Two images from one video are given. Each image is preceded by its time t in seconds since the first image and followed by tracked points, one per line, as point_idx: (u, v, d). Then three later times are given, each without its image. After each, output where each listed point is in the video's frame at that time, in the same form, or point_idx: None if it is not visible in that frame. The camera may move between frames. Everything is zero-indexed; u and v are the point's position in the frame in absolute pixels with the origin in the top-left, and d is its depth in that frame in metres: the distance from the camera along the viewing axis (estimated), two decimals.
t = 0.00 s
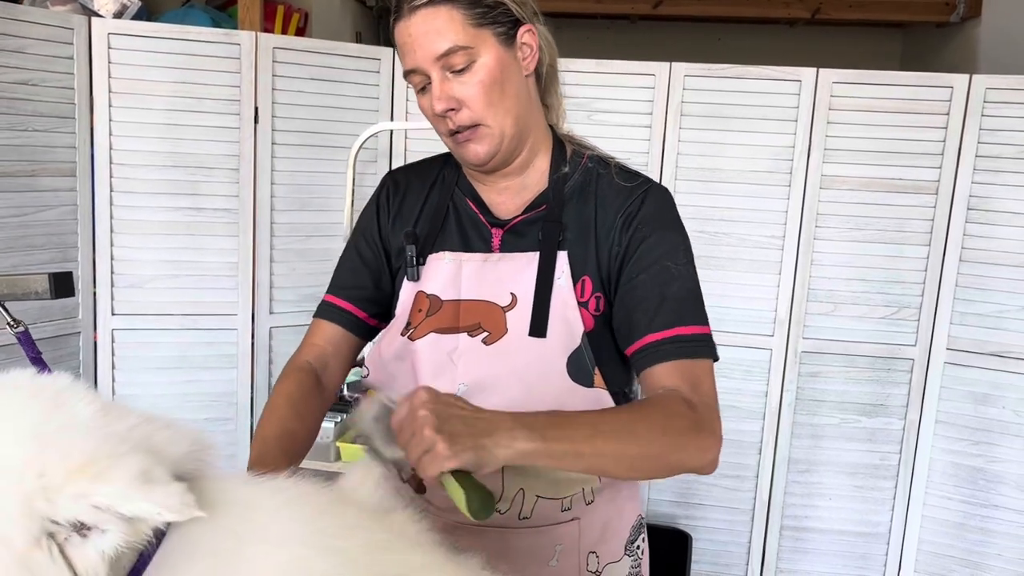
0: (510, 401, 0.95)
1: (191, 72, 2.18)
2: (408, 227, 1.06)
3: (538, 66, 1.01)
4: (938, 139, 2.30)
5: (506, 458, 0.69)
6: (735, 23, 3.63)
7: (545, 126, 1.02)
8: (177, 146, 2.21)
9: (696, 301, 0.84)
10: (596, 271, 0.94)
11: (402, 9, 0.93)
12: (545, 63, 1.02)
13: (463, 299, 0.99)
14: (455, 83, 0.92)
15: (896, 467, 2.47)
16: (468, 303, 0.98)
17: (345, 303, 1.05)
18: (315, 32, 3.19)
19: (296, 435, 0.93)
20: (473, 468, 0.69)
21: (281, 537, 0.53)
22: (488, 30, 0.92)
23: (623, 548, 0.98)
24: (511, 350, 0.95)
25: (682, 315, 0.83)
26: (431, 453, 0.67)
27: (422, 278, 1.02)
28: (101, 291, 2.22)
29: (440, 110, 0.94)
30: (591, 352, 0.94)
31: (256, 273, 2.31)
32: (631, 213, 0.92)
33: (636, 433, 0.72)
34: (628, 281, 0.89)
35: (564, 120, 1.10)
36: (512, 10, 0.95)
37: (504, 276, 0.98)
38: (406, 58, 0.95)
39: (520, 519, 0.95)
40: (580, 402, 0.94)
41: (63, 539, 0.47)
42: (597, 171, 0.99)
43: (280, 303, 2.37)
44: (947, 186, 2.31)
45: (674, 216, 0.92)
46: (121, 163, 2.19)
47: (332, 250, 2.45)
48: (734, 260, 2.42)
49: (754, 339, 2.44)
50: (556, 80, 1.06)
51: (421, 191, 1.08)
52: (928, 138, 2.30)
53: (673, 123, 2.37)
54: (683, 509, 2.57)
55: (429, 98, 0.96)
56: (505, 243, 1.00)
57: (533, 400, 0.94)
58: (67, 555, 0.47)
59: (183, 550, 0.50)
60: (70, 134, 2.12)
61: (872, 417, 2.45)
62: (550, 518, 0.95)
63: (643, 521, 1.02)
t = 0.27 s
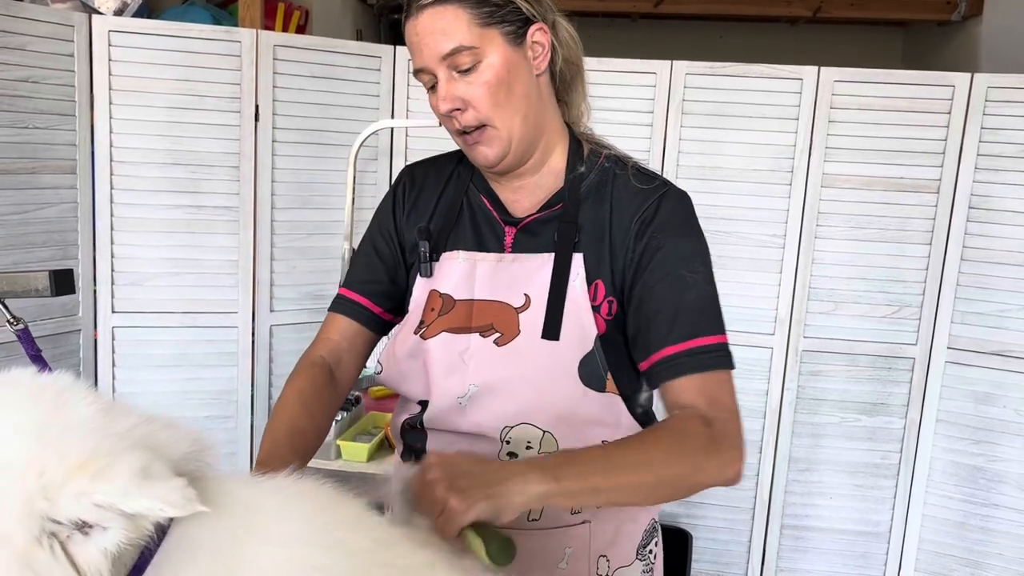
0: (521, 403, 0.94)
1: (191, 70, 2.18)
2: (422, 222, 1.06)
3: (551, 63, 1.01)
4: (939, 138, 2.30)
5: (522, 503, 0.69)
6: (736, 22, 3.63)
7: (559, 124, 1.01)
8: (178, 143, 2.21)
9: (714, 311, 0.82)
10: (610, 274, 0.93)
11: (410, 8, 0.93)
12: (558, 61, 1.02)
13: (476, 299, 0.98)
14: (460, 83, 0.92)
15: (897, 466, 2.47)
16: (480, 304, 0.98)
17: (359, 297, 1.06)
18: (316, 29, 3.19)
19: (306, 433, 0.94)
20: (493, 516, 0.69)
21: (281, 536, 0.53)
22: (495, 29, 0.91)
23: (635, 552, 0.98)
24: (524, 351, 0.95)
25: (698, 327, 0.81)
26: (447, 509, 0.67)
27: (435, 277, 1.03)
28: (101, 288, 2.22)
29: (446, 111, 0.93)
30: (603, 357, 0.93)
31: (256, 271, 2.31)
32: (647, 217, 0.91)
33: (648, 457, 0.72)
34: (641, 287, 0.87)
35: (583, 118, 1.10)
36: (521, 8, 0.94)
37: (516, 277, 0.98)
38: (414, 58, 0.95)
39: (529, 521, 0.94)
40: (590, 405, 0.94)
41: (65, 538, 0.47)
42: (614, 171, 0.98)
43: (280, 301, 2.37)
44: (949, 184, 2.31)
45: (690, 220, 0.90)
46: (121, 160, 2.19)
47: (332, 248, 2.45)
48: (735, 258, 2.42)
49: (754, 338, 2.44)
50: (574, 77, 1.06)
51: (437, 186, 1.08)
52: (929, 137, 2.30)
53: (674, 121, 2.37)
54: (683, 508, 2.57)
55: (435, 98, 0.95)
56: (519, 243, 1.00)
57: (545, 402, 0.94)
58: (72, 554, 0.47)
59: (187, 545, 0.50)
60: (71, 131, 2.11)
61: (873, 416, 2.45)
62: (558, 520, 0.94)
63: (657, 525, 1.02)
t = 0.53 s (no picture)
0: (544, 402, 0.94)
1: (192, 67, 2.18)
2: (440, 218, 1.06)
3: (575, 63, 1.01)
4: (940, 136, 2.29)
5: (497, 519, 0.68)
6: (737, 21, 3.62)
7: (583, 123, 1.01)
8: (178, 141, 2.21)
9: (715, 307, 0.82)
10: (634, 273, 0.92)
11: (437, 4, 0.92)
12: (584, 60, 1.02)
13: (497, 298, 0.98)
14: (487, 81, 0.92)
15: (897, 465, 2.47)
16: (502, 303, 0.98)
17: (374, 294, 1.05)
18: (317, 27, 3.18)
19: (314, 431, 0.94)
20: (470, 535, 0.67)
21: (278, 535, 0.53)
22: (524, 28, 0.91)
23: (650, 550, 0.98)
24: (547, 350, 0.95)
25: (697, 325, 0.81)
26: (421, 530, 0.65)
27: (456, 274, 1.03)
28: (101, 286, 2.22)
29: (472, 109, 0.93)
30: (626, 356, 0.93)
31: (257, 269, 2.31)
32: (666, 216, 0.90)
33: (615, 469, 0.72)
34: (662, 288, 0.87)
35: (603, 117, 1.09)
36: (550, 6, 0.94)
37: (539, 275, 0.98)
38: (440, 54, 0.94)
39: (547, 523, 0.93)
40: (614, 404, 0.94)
41: (61, 536, 0.46)
42: (637, 169, 0.97)
43: (281, 298, 2.37)
44: (950, 183, 2.30)
45: (711, 219, 0.89)
46: (122, 158, 2.18)
47: (333, 246, 2.45)
48: (735, 257, 2.42)
49: (755, 337, 2.44)
50: (595, 77, 1.05)
51: (454, 183, 1.08)
52: (930, 135, 2.30)
53: (675, 120, 2.37)
54: (683, 506, 2.57)
55: (461, 95, 0.95)
56: (540, 239, 0.99)
57: (567, 401, 0.94)
58: (68, 551, 0.46)
59: (183, 545, 0.50)
60: (71, 129, 2.10)
61: (874, 415, 2.45)
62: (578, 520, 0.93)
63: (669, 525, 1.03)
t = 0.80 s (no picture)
0: (541, 402, 0.94)
1: (192, 65, 2.18)
2: (445, 219, 1.05)
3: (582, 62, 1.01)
4: (941, 135, 2.29)
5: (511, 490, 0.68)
6: (738, 20, 3.62)
7: (589, 121, 1.01)
8: (177, 139, 2.21)
9: (737, 311, 0.82)
10: (636, 272, 0.92)
11: (441, 6, 0.91)
12: (590, 57, 1.02)
13: (496, 297, 0.98)
14: (495, 83, 0.92)
15: (898, 464, 2.46)
16: (501, 302, 0.98)
17: (380, 295, 1.05)
18: (317, 25, 3.18)
19: (318, 433, 0.94)
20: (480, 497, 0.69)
21: (278, 534, 0.53)
22: (531, 28, 0.91)
23: (654, 555, 0.97)
24: (545, 350, 0.95)
25: (720, 327, 0.81)
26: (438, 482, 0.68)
27: (456, 273, 1.02)
28: (101, 284, 2.21)
29: (481, 111, 0.93)
30: (625, 356, 0.92)
31: (257, 268, 2.31)
32: (675, 215, 0.89)
33: (646, 458, 0.72)
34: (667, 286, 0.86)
35: (608, 114, 1.08)
36: (555, 6, 0.93)
37: (539, 274, 0.98)
38: (446, 56, 0.94)
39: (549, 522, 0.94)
40: (612, 405, 0.93)
41: (61, 534, 0.46)
42: (642, 167, 0.96)
43: (281, 297, 2.37)
44: (951, 181, 2.30)
45: (720, 218, 0.88)
46: (121, 156, 2.18)
47: (332, 245, 2.45)
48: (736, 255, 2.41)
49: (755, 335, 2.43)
50: (601, 74, 1.05)
51: (460, 184, 1.07)
52: (931, 134, 2.29)
53: (676, 118, 2.37)
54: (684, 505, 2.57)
55: (469, 97, 0.95)
56: (543, 239, 0.99)
57: (565, 401, 0.94)
58: (67, 549, 0.46)
59: (182, 543, 0.50)
60: (71, 127, 2.10)
61: (874, 414, 2.45)
62: (578, 522, 0.93)
63: (677, 529, 1.02)
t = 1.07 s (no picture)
0: (542, 400, 0.94)
1: (191, 64, 2.17)
2: (448, 216, 1.05)
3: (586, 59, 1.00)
4: (942, 134, 2.29)
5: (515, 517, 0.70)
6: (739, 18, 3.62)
7: (592, 117, 1.00)
8: (177, 138, 2.20)
9: (739, 308, 0.81)
10: (639, 270, 0.91)
11: (445, 5, 0.91)
12: (594, 55, 1.01)
13: (498, 294, 0.98)
14: (498, 83, 0.91)
15: (898, 463, 2.46)
16: (503, 299, 0.97)
17: (383, 292, 1.05)
18: (317, 24, 3.17)
19: (321, 432, 0.93)
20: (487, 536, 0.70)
21: (280, 533, 0.52)
22: (534, 27, 0.90)
23: (657, 557, 0.97)
24: (547, 348, 0.94)
25: (724, 324, 0.80)
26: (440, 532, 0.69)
27: (459, 271, 1.02)
28: (100, 283, 2.21)
29: (484, 111, 0.93)
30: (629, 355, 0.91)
31: (256, 266, 2.31)
32: (676, 212, 0.89)
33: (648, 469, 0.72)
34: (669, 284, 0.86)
35: (612, 113, 1.08)
36: (558, 3, 0.93)
37: (541, 272, 0.97)
38: (450, 55, 0.94)
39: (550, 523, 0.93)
40: (615, 404, 0.93)
41: (62, 531, 0.45)
42: (645, 166, 0.96)
43: (280, 296, 2.36)
44: (952, 180, 2.29)
45: (723, 216, 0.87)
46: (121, 155, 2.18)
47: (332, 243, 2.45)
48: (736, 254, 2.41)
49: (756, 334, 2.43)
50: (605, 71, 1.04)
51: (464, 181, 1.07)
52: (932, 132, 2.29)
53: (676, 116, 2.36)
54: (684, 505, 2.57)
55: (473, 96, 0.95)
56: (545, 237, 0.98)
57: (565, 398, 0.93)
58: (68, 546, 0.45)
59: (183, 541, 0.49)
60: (70, 126, 2.10)
61: (874, 413, 2.45)
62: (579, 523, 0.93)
63: (680, 531, 1.02)
